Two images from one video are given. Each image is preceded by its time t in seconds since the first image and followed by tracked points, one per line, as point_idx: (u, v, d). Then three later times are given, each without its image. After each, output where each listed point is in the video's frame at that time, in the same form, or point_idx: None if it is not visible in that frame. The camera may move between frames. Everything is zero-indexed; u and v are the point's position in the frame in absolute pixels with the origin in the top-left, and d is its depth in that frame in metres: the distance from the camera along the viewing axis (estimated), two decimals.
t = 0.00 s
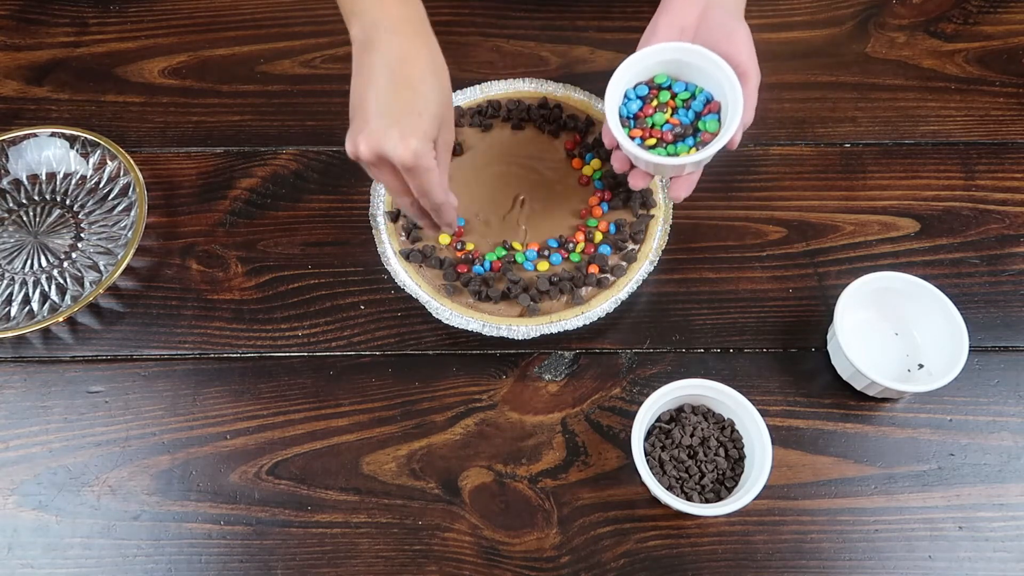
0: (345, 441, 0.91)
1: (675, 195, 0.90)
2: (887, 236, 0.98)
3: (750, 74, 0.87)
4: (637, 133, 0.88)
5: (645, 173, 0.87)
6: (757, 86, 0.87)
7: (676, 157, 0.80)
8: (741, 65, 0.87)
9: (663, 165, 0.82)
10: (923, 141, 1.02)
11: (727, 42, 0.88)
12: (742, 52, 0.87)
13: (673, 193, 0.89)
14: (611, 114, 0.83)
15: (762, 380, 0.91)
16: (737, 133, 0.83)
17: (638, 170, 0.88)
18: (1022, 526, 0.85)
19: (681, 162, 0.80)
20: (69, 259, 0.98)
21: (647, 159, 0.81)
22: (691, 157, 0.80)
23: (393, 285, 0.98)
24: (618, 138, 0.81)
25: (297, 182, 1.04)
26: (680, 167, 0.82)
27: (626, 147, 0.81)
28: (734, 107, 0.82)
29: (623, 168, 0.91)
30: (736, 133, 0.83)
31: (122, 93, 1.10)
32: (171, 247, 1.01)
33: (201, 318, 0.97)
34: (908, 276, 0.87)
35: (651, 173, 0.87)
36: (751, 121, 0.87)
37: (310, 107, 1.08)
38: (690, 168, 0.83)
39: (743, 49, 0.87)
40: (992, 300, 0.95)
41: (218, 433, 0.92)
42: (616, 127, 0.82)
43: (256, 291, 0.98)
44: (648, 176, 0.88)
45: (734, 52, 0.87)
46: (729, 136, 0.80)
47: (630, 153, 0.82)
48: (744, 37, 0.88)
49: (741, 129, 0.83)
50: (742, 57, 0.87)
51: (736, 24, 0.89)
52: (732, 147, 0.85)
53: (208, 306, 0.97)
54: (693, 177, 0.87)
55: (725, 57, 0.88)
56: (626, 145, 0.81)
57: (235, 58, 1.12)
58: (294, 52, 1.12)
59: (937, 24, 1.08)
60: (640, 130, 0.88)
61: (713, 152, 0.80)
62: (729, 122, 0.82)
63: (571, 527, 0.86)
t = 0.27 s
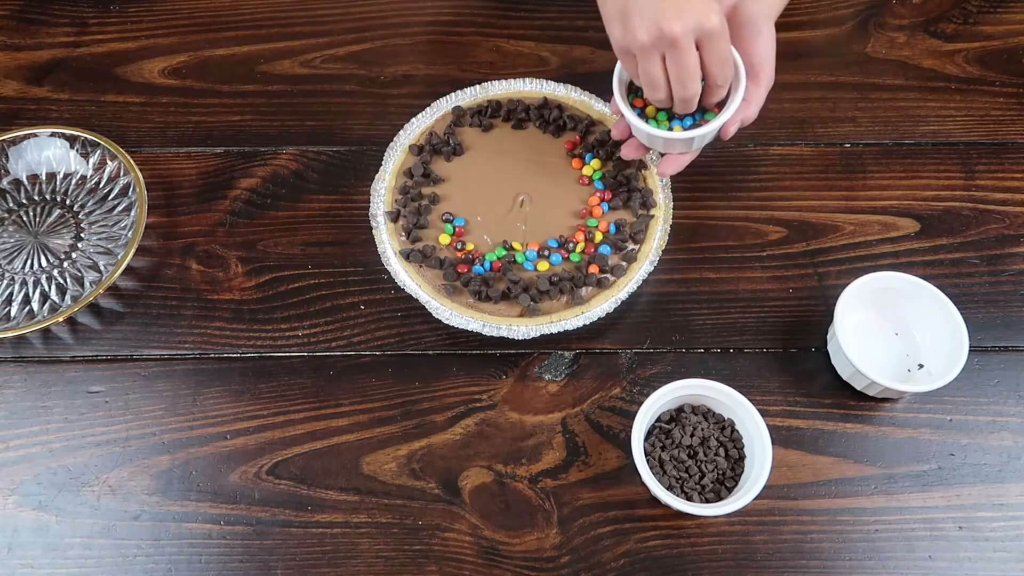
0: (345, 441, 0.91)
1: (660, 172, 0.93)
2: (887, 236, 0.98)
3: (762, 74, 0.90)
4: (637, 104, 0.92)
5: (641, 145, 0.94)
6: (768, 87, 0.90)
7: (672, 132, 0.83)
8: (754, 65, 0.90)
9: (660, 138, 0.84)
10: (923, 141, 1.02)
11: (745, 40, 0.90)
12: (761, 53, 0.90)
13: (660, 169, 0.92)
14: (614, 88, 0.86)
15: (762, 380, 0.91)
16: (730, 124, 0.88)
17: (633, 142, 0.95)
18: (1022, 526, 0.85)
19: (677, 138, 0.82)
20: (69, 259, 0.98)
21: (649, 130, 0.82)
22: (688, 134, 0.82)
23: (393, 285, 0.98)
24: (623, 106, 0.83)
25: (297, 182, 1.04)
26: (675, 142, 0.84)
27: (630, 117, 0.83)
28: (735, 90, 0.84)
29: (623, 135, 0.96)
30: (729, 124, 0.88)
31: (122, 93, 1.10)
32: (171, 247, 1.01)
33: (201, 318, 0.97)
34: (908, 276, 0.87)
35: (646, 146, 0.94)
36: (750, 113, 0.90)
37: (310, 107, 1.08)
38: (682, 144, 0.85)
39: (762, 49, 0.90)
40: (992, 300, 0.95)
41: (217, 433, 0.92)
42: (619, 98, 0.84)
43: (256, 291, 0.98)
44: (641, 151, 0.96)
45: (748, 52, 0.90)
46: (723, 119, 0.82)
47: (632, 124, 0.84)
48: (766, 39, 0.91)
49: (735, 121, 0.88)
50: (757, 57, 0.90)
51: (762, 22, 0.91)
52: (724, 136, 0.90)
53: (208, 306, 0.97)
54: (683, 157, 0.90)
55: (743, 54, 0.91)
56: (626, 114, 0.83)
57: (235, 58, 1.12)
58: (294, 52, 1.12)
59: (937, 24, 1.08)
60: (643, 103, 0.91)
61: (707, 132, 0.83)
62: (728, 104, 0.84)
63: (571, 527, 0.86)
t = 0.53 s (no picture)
0: (345, 441, 0.91)
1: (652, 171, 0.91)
2: (887, 236, 0.98)
3: (761, 80, 0.90)
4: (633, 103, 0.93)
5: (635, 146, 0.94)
6: (766, 94, 0.90)
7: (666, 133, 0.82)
8: (753, 70, 0.90)
9: (654, 137, 0.83)
10: (923, 141, 1.02)
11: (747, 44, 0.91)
12: (762, 55, 0.90)
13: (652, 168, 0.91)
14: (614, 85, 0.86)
15: (762, 380, 0.91)
16: (725, 129, 0.87)
17: (627, 141, 0.95)
18: (1022, 526, 0.85)
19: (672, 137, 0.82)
20: (69, 259, 0.98)
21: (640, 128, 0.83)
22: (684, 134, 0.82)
23: (393, 285, 0.98)
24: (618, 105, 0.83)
25: (297, 182, 1.04)
26: (671, 142, 0.84)
27: (624, 114, 0.83)
28: (735, 94, 0.84)
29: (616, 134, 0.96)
30: (724, 128, 0.87)
31: (123, 93, 1.10)
32: (171, 247, 1.01)
33: (201, 318, 0.97)
34: (908, 276, 0.87)
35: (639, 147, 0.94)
36: (745, 119, 0.90)
37: (311, 107, 1.08)
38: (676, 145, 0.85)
39: (762, 51, 0.90)
40: (992, 300, 0.95)
41: (218, 433, 0.92)
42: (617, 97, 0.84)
43: (256, 291, 0.98)
44: (634, 152, 0.95)
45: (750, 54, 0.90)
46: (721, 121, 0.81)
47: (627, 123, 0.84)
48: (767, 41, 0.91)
49: (730, 125, 0.88)
50: (757, 61, 0.90)
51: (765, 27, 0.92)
52: (718, 141, 0.89)
53: (208, 306, 0.97)
54: (677, 160, 0.89)
55: (744, 60, 0.91)
56: (621, 111, 0.83)
57: (235, 58, 1.12)
58: (294, 52, 1.12)
59: (937, 24, 1.08)
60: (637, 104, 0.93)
61: (703, 133, 0.82)
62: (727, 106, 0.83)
63: (571, 527, 0.86)
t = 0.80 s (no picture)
0: (345, 441, 0.91)
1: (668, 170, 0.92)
2: (887, 236, 0.98)
3: (776, 78, 0.90)
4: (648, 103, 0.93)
5: (650, 146, 0.94)
6: (781, 92, 0.90)
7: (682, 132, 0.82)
8: (768, 69, 0.90)
9: (669, 137, 0.83)
10: (923, 141, 1.02)
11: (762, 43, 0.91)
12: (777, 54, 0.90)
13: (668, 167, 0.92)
14: (627, 83, 0.86)
15: (762, 380, 0.91)
16: (740, 128, 0.87)
17: (640, 141, 0.95)
18: (1022, 526, 0.85)
19: (687, 136, 0.82)
20: (69, 259, 0.98)
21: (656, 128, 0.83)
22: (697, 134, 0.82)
23: (393, 285, 0.98)
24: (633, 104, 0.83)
25: (297, 182, 1.04)
26: (685, 142, 0.84)
27: (638, 113, 0.83)
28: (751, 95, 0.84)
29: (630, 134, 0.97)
30: (739, 128, 0.87)
31: (123, 93, 1.10)
32: (171, 247, 1.01)
33: (201, 318, 0.97)
34: (908, 276, 0.86)
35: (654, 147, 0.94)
36: (760, 117, 0.90)
37: (311, 107, 1.08)
38: (691, 144, 0.85)
39: (777, 50, 0.91)
40: (992, 300, 0.95)
41: (217, 433, 0.92)
42: (631, 96, 0.84)
43: (256, 291, 0.98)
44: (649, 151, 0.95)
45: (765, 53, 0.91)
46: (736, 120, 0.81)
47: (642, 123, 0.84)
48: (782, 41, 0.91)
49: (745, 124, 0.87)
50: (772, 60, 0.91)
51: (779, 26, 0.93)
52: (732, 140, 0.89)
53: (208, 306, 0.97)
54: (692, 158, 0.90)
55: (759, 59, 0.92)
56: (636, 111, 0.83)
57: (235, 58, 1.12)
58: (294, 52, 1.12)
59: (937, 24, 1.08)
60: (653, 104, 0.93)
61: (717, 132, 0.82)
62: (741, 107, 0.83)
63: (571, 527, 0.86)
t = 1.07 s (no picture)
0: (345, 441, 0.91)
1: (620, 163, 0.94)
2: (887, 236, 0.98)
3: (732, 77, 0.92)
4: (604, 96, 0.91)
5: (604, 139, 0.96)
6: (737, 91, 0.92)
7: (632, 124, 0.82)
8: (727, 66, 0.92)
9: (621, 129, 0.84)
10: (923, 141, 1.02)
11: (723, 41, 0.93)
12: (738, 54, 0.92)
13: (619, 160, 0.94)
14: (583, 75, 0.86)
15: (762, 380, 0.91)
16: (691, 124, 0.89)
17: (596, 133, 0.96)
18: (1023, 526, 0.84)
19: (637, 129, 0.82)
20: (69, 259, 0.98)
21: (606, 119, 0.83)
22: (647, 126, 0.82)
23: (393, 285, 0.98)
24: (585, 95, 0.84)
25: (297, 183, 1.04)
26: (637, 134, 0.84)
27: (590, 104, 0.83)
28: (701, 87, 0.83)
29: (588, 126, 0.99)
30: (691, 124, 0.89)
31: (123, 93, 1.10)
32: (171, 247, 1.01)
33: (201, 318, 0.97)
34: (908, 276, 0.87)
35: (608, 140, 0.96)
36: (713, 115, 0.91)
37: (311, 107, 1.08)
38: (641, 137, 0.85)
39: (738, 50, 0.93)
40: (992, 300, 0.95)
41: (217, 433, 0.92)
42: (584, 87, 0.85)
43: (256, 291, 0.98)
44: (604, 144, 0.97)
45: (724, 52, 0.93)
46: (687, 113, 0.81)
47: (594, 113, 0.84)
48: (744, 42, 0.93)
49: (696, 121, 0.89)
50: (731, 59, 0.92)
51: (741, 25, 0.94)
52: (685, 135, 0.91)
53: (208, 306, 0.98)
54: (645, 152, 0.92)
55: (720, 57, 0.94)
56: (588, 102, 0.83)
57: (236, 58, 1.12)
58: (294, 52, 1.12)
59: (937, 24, 1.08)
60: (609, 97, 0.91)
61: (669, 125, 0.81)
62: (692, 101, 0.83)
63: (571, 527, 0.86)
